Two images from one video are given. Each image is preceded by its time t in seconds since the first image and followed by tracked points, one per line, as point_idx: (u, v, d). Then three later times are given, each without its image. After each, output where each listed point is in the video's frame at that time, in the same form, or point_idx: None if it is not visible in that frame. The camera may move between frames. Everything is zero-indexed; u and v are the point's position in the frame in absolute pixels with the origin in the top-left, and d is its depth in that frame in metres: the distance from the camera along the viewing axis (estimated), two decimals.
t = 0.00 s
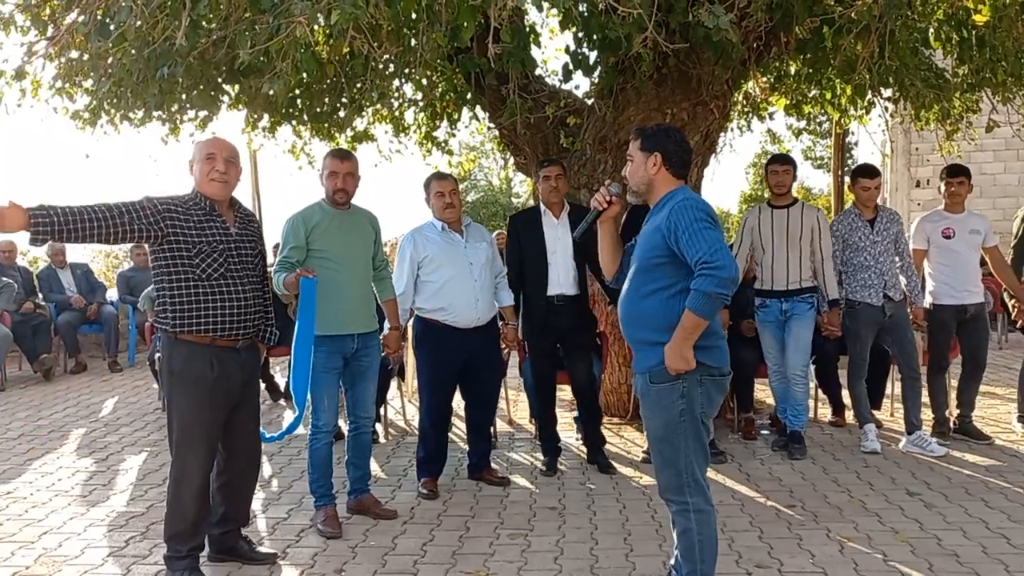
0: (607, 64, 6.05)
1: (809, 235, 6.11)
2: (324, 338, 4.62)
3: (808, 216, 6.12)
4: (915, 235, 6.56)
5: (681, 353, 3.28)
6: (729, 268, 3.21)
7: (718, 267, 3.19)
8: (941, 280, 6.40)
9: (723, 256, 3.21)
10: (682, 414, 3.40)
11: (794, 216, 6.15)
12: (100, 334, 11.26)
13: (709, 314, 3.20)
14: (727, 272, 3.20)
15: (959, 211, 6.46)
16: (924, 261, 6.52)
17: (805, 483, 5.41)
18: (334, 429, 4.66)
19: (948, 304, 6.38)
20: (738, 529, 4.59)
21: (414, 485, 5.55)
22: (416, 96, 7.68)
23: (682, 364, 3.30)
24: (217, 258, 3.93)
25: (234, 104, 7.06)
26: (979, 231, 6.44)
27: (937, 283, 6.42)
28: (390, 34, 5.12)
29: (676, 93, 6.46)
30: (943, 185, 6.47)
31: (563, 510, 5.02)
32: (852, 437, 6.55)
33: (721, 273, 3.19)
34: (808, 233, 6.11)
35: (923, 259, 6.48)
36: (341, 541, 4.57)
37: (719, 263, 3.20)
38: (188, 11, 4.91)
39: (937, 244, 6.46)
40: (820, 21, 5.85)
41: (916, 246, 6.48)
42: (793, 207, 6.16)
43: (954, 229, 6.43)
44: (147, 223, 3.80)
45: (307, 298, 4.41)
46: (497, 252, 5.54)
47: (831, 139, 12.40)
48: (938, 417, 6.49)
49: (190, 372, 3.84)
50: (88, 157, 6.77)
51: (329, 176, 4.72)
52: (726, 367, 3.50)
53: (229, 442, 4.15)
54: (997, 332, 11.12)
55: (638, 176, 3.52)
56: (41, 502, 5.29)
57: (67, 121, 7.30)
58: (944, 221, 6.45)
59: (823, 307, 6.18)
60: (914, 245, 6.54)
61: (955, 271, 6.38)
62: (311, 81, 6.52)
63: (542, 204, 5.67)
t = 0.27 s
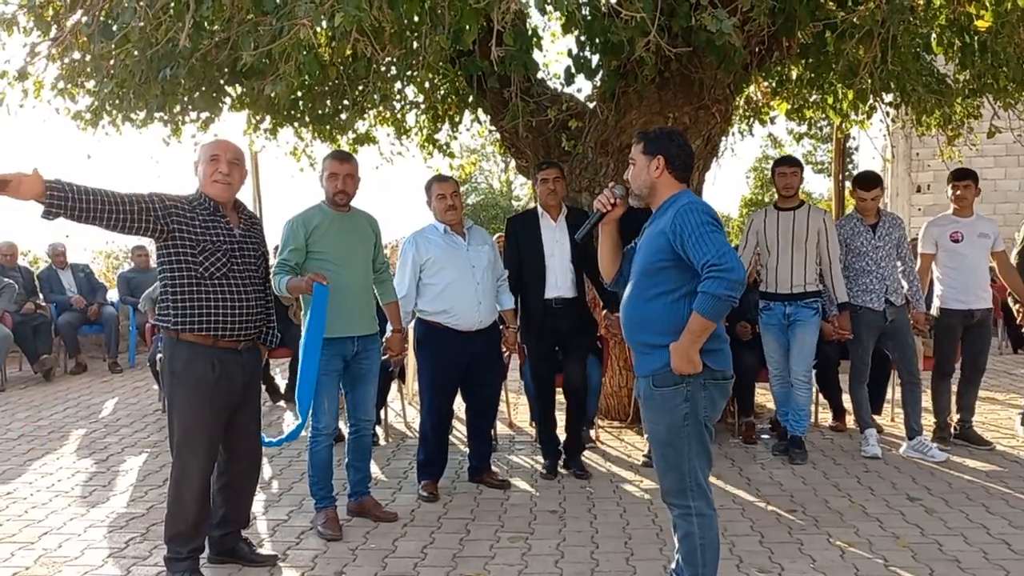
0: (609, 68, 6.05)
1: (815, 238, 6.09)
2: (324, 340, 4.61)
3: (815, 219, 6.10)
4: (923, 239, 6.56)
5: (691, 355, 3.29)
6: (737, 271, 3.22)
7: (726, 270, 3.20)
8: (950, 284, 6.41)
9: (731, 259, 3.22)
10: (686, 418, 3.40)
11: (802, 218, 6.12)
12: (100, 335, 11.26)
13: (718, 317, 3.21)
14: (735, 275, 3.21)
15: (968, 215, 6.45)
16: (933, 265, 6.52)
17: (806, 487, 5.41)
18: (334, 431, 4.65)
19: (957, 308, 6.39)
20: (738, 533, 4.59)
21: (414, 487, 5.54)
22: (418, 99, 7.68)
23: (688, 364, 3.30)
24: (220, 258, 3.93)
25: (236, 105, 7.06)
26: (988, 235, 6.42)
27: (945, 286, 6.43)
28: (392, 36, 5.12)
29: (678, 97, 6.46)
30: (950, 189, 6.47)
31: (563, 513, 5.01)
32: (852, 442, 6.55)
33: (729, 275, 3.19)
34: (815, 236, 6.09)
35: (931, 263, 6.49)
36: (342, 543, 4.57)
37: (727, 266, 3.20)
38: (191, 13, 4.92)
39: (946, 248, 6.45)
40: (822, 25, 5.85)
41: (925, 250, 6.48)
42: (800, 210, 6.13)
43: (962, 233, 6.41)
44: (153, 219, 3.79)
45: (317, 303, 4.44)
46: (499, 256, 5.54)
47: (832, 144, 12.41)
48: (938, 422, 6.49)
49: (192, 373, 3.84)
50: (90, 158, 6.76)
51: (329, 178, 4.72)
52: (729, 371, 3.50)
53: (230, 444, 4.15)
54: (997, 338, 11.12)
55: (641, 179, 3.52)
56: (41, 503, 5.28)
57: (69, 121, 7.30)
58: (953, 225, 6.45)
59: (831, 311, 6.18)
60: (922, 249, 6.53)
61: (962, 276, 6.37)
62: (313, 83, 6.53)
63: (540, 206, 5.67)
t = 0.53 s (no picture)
0: (611, 70, 6.05)
1: (821, 241, 6.06)
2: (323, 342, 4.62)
3: (822, 221, 6.07)
4: (930, 241, 6.56)
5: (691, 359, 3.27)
6: (739, 276, 3.23)
7: (727, 274, 3.20)
8: (956, 285, 6.41)
9: (733, 263, 3.23)
10: (689, 421, 3.39)
11: (810, 219, 6.09)
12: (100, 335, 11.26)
13: (719, 321, 3.21)
14: (737, 279, 3.21)
15: (976, 217, 6.45)
16: (938, 267, 6.52)
17: (807, 490, 5.40)
18: (335, 433, 4.65)
19: (960, 310, 6.39)
20: (740, 536, 4.59)
21: (414, 489, 5.53)
22: (419, 100, 7.68)
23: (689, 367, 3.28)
24: (223, 257, 3.93)
25: (238, 106, 7.06)
26: (995, 238, 6.43)
27: (948, 288, 6.44)
28: (395, 37, 5.12)
29: (680, 99, 6.46)
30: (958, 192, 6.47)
31: (564, 515, 5.01)
32: (853, 445, 6.55)
33: (731, 280, 3.20)
34: (822, 239, 6.06)
35: (937, 264, 6.49)
36: (342, 544, 4.56)
37: (729, 270, 3.21)
38: (195, 13, 4.92)
39: (952, 249, 6.44)
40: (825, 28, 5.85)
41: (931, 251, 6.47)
42: (807, 213, 6.09)
43: (970, 235, 6.41)
44: (161, 216, 3.79)
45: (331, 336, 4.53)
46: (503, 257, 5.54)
47: (833, 148, 12.41)
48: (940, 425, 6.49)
49: (193, 373, 3.84)
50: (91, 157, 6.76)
51: (328, 179, 4.72)
52: (732, 374, 3.50)
53: (231, 445, 4.14)
54: (997, 341, 11.12)
55: (644, 181, 3.52)
56: (42, 502, 5.28)
57: (71, 121, 7.31)
58: (961, 226, 6.44)
59: (833, 315, 6.14)
60: (929, 250, 6.53)
61: (967, 278, 6.37)
62: (315, 83, 6.53)
63: (543, 207, 5.68)
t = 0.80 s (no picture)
0: (613, 72, 6.05)
1: (821, 242, 6.05)
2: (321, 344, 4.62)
3: (821, 223, 6.07)
4: (934, 243, 6.54)
5: (690, 372, 3.27)
6: (738, 282, 3.22)
7: (726, 280, 3.20)
8: (957, 287, 6.41)
9: (732, 269, 3.22)
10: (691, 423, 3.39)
11: (808, 222, 6.08)
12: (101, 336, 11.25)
13: (716, 327, 3.20)
14: (735, 285, 3.21)
15: (980, 220, 6.45)
16: (941, 268, 6.53)
17: (809, 492, 5.40)
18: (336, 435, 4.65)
19: (960, 311, 6.38)
20: (742, 538, 4.58)
21: (417, 490, 5.54)
22: (420, 101, 7.68)
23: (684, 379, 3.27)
24: (227, 257, 3.93)
25: (240, 106, 7.06)
26: (999, 241, 6.42)
27: (950, 290, 6.45)
28: (398, 38, 5.12)
29: (683, 101, 6.46)
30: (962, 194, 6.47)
31: (566, 517, 5.01)
32: (855, 448, 6.55)
33: (730, 285, 3.20)
34: (821, 239, 6.06)
35: (939, 266, 6.49)
36: (344, 546, 4.56)
37: (727, 275, 3.21)
38: (198, 14, 4.92)
39: (956, 252, 6.44)
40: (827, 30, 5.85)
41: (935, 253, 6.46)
42: (806, 214, 6.08)
43: (973, 238, 6.40)
44: (168, 214, 3.80)
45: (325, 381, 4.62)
46: (506, 258, 5.53)
47: (833, 151, 12.42)
48: (942, 428, 6.49)
49: (196, 373, 3.84)
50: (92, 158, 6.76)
51: (325, 180, 4.73)
52: (734, 377, 3.50)
53: (234, 445, 4.14)
54: (998, 343, 11.11)
55: (646, 184, 3.52)
56: (43, 503, 5.27)
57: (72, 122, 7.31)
58: (965, 229, 6.43)
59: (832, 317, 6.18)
60: (932, 252, 6.53)
61: (971, 281, 6.37)
62: (317, 84, 6.53)
63: (548, 209, 5.67)
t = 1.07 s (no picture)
0: (616, 73, 6.04)
1: (811, 246, 6.06)
2: (319, 346, 4.61)
3: (812, 225, 6.07)
4: (931, 246, 6.54)
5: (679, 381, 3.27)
6: (736, 291, 3.22)
7: (724, 288, 3.19)
8: (956, 291, 6.39)
9: (730, 278, 3.22)
10: (695, 424, 3.39)
11: (799, 225, 6.08)
12: (102, 337, 11.24)
13: (712, 336, 3.19)
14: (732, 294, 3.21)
15: (977, 223, 6.45)
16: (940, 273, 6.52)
17: (812, 494, 5.40)
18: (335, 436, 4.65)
19: (960, 315, 6.37)
20: (746, 540, 4.58)
21: (419, 491, 5.53)
22: (422, 102, 7.68)
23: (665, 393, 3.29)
24: (231, 259, 3.93)
25: (241, 107, 7.06)
26: (996, 243, 6.42)
27: (948, 293, 6.43)
28: (402, 39, 5.12)
29: (685, 102, 6.44)
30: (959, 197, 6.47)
31: (569, 518, 5.00)
32: (858, 450, 6.54)
33: (727, 295, 3.19)
34: (812, 242, 6.06)
35: (939, 270, 6.49)
36: (347, 547, 4.55)
37: (725, 284, 3.20)
38: (201, 14, 4.91)
39: (954, 255, 6.44)
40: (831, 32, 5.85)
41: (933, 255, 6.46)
42: (797, 217, 6.08)
43: (971, 241, 6.40)
44: (177, 212, 3.80)
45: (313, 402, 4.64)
46: (509, 260, 5.54)
47: (834, 153, 12.42)
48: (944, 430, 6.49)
49: (200, 374, 3.83)
50: (94, 159, 6.75)
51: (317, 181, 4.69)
52: (738, 380, 3.49)
53: (237, 447, 4.13)
54: (999, 346, 11.10)
55: (652, 184, 3.52)
56: (45, 504, 5.26)
57: (74, 122, 7.31)
58: (962, 232, 6.43)
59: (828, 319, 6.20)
60: (930, 256, 6.53)
61: (970, 285, 6.35)
62: (319, 85, 6.53)
63: (555, 210, 5.67)
